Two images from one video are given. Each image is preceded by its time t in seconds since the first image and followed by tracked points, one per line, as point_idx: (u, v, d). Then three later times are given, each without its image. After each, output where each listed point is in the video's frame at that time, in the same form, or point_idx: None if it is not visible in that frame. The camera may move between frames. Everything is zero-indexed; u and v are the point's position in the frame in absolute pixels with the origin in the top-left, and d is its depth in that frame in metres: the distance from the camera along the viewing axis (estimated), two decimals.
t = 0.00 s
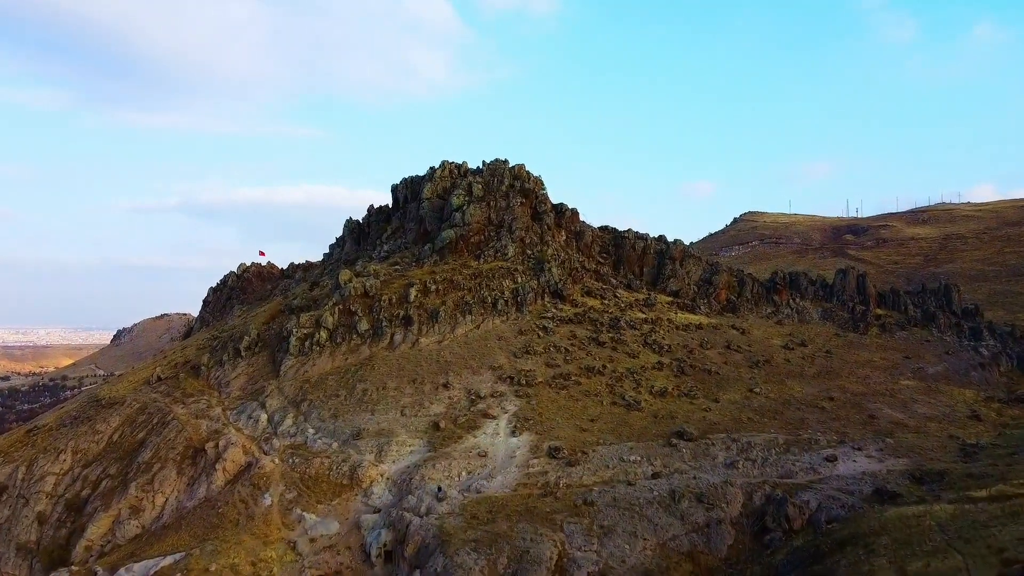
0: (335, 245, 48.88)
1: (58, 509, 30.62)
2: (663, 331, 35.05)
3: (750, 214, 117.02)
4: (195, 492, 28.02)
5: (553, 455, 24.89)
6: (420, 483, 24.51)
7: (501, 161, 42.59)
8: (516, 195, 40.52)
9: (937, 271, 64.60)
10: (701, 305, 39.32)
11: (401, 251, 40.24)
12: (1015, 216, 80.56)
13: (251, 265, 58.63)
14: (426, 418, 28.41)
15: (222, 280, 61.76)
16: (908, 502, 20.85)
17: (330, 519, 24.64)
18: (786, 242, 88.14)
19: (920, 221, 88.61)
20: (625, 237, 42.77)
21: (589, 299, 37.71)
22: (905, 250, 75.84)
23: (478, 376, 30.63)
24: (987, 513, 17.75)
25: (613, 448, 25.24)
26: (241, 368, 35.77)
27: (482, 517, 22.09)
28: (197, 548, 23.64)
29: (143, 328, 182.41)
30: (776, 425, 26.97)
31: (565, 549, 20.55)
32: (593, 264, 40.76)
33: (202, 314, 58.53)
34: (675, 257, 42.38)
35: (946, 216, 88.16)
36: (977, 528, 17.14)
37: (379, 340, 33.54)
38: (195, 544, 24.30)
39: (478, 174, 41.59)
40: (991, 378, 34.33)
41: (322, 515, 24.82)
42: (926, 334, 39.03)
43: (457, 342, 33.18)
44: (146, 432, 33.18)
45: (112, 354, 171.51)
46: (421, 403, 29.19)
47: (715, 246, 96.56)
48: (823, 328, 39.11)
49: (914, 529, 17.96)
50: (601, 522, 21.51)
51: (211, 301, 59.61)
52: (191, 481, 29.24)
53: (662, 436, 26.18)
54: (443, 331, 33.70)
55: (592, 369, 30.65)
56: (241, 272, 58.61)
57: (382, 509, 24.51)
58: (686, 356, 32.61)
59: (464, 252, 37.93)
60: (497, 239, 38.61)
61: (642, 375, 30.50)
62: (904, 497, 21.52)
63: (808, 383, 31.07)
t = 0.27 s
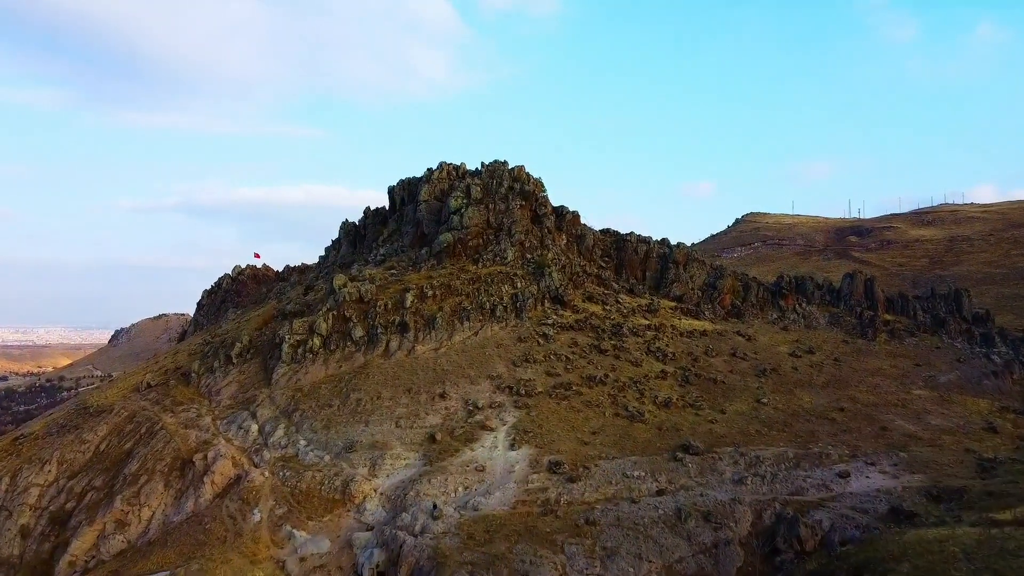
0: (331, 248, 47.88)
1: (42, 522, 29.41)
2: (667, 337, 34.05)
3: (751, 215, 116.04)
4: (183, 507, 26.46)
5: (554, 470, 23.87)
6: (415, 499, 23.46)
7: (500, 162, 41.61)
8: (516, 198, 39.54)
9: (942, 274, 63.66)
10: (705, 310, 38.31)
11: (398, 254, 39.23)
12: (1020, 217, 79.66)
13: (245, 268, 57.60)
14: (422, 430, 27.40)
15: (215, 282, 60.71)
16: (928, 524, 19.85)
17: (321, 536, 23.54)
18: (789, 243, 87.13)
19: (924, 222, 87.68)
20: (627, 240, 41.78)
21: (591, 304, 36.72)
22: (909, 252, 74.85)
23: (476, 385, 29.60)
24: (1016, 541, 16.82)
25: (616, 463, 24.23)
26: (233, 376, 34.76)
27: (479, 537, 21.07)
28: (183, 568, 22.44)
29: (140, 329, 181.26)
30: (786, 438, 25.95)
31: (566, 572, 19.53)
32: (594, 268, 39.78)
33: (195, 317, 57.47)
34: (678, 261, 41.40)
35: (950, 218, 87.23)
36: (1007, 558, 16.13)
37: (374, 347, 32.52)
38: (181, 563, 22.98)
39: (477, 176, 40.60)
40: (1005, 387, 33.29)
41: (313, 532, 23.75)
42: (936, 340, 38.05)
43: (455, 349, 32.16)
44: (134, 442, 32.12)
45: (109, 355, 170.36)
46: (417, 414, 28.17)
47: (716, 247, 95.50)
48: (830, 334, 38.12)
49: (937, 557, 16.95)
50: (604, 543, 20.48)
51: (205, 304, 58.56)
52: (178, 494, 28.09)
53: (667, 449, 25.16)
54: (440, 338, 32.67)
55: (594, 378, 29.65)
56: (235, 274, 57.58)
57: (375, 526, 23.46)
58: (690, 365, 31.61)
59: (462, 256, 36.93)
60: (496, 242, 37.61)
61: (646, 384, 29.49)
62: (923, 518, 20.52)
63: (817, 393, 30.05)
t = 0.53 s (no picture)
0: (329, 249, 47.44)
1: (34, 528, 28.95)
2: (668, 340, 33.62)
3: (752, 215, 115.56)
4: (176, 513, 26.01)
5: (554, 477, 23.44)
6: (412, 506, 23.01)
7: (500, 162, 41.16)
8: (516, 198, 39.09)
9: (945, 275, 63.21)
10: (707, 312, 37.88)
11: (396, 255, 38.78)
12: None
13: (244, 268, 57.18)
14: (420, 435, 26.95)
15: (214, 283, 60.27)
16: (936, 534, 19.41)
17: (316, 544, 23.07)
18: (790, 244, 86.70)
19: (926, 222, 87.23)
20: (629, 241, 41.36)
21: (591, 306, 36.30)
22: (912, 252, 74.39)
23: (475, 389, 29.17)
24: None
25: (618, 469, 23.79)
26: (229, 379, 34.34)
27: (478, 546, 20.63)
28: None
29: (139, 329, 180.81)
30: (789, 444, 25.52)
31: None
32: (595, 269, 39.35)
33: (193, 318, 57.03)
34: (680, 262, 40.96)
35: (953, 218, 86.77)
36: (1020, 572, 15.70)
37: (371, 350, 32.08)
38: (173, 570, 22.56)
39: (476, 177, 40.17)
40: (1012, 390, 32.83)
41: (308, 540, 23.27)
42: (941, 343, 37.60)
43: (454, 352, 31.72)
44: (128, 446, 31.68)
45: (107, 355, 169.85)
46: (414, 419, 27.74)
47: (718, 248, 95.02)
48: (833, 336, 37.68)
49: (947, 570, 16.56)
50: (605, 552, 20.04)
51: (203, 305, 58.11)
52: (172, 500, 27.63)
53: (669, 455, 24.73)
54: (439, 340, 32.24)
55: (595, 382, 29.22)
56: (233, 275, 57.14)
57: (372, 534, 23.00)
58: (692, 368, 31.19)
59: (461, 257, 36.50)
60: (495, 243, 37.18)
61: (648, 389, 29.05)
62: (930, 527, 20.09)
63: (821, 397, 29.63)
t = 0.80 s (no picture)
0: (327, 250, 46.97)
1: (26, 534, 28.43)
2: (670, 343, 33.18)
3: (752, 216, 115.13)
4: (170, 519, 25.45)
5: (555, 484, 22.99)
6: (410, 514, 22.55)
7: (500, 163, 40.71)
8: (515, 199, 38.65)
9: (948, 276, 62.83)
10: (709, 315, 37.44)
11: (395, 257, 38.31)
12: None
13: (241, 269, 56.69)
14: (418, 440, 26.50)
15: (211, 285, 59.78)
16: (946, 543, 18.96)
17: (312, 553, 22.58)
18: (791, 245, 86.25)
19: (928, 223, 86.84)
20: (629, 242, 40.94)
21: (592, 309, 35.84)
22: (914, 253, 73.96)
23: (474, 394, 28.71)
24: None
25: (619, 476, 23.35)
26: (224, 383, 33.89)
27: (477, 555, 20.17)
28: None
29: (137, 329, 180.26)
30: (794, 450, 25.07)
31: None
32: (595, 271, 38.91)
33: (190, 320, 56.54)
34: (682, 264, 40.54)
35: (955, 218, 86.39)
36: None
37: (369, 353, 31.62)
38: None
39: (475, 178, 39.74)
40: (1019, 393, 32.38)
41: (304, 548, 22.78)
42: (945, 345, 37.16)
43: (452, 356, 31.28)
44: (122, 451, 31.21)
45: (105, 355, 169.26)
46: (412, 424, 27.29)
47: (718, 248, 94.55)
48: (837, 339, 37.23)
49: None
50: (607, 563, 19.57)
51: (199, 306, 57.63)
52: (166, 506, 27.12)
53: (671, 461, 24.29)
54: (437, 344, 31.78)
55: (595, 386, 28.78)
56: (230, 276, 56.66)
57: (368, 543, 22.53)
58: (694, 372, 30.75)
59: (459, 259, 36.06)
60: (494, 245, 36.74)
61: (649, 393, 28.60)
62: (940, 537, 19.64)
63: (825, 401, 29.19)
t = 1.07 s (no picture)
0: (325, 252, 46.50)
1: (17, 541, 27.94)
2: (672, 346, 32.72)
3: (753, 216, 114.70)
4: (163, 526, 25.02)
5: (555, 491, 22.51)
6: (407, 523, 22.07)
7: (499, 164, 40.24)
8: (515, 200, 38.19)
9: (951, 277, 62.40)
10: (711, 317, 36.98)
11: (393, 259, 37.84)
12: None
13: (239, 271, 56.20)
14: (416, 446, 26.03)
15: (208, 286, 59.29)
16: (957, 554, 18.48)
17: (307, 562, 22.08)
18: (793, 245, 85.83)
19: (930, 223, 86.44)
20: (630, 244, 40.49)
21: (592, 311, 35.38)
22: (916, 253, 73.53)
23: (473, 398, 28.25)
24: None
25: (621, 484, 22.88)
26: (220, 387, 33.41)
27: (475, 566, 19.68)
28: None
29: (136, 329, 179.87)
30: (799, 456, 24.61)
31: None
32: (596, 273, 38.44)
33: (187, 321, 56.06)
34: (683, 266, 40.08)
35: (957, 219, 85.98)
36: None
37: (366, 356, 31.14)
38: None
39: (474, 179, 39.28)
40: None
41: (299, 557, 22.29)
42: (951, 348, 36.68)
43: (451, 359, 30.82)
44: (115, 457, 30.74)
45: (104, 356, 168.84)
46: (410, 430, 26.82)
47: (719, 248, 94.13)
48: (840, 341, 36.77)
49: None
50: (609, 573, 19.09)
51: (197, 308, 57.15)
52: (160, 513, 26.63)
53: (674, 468, 23.82)
54: (436, 347, 31.31)
55: (597, 391, 28.31)
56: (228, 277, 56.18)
57: (364, 552, 22.04)
58: (697, 376, 30.29)
59: (458, 261, 35.60)
60: (494, 246, 36.28)
61: (651, 397, 28.14)
62: (950, 547, 19.17)
63: (830, 406, 28.72)
